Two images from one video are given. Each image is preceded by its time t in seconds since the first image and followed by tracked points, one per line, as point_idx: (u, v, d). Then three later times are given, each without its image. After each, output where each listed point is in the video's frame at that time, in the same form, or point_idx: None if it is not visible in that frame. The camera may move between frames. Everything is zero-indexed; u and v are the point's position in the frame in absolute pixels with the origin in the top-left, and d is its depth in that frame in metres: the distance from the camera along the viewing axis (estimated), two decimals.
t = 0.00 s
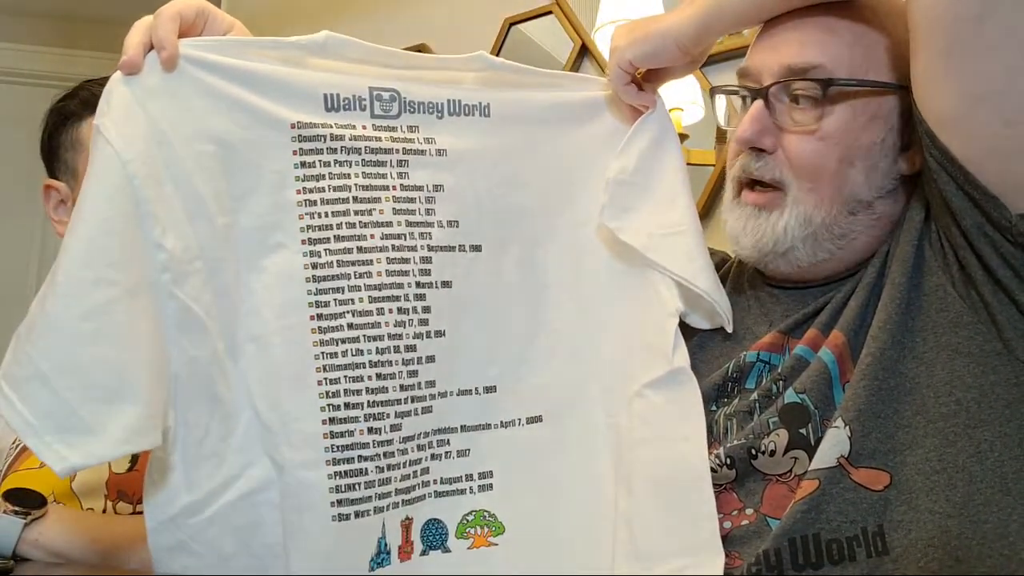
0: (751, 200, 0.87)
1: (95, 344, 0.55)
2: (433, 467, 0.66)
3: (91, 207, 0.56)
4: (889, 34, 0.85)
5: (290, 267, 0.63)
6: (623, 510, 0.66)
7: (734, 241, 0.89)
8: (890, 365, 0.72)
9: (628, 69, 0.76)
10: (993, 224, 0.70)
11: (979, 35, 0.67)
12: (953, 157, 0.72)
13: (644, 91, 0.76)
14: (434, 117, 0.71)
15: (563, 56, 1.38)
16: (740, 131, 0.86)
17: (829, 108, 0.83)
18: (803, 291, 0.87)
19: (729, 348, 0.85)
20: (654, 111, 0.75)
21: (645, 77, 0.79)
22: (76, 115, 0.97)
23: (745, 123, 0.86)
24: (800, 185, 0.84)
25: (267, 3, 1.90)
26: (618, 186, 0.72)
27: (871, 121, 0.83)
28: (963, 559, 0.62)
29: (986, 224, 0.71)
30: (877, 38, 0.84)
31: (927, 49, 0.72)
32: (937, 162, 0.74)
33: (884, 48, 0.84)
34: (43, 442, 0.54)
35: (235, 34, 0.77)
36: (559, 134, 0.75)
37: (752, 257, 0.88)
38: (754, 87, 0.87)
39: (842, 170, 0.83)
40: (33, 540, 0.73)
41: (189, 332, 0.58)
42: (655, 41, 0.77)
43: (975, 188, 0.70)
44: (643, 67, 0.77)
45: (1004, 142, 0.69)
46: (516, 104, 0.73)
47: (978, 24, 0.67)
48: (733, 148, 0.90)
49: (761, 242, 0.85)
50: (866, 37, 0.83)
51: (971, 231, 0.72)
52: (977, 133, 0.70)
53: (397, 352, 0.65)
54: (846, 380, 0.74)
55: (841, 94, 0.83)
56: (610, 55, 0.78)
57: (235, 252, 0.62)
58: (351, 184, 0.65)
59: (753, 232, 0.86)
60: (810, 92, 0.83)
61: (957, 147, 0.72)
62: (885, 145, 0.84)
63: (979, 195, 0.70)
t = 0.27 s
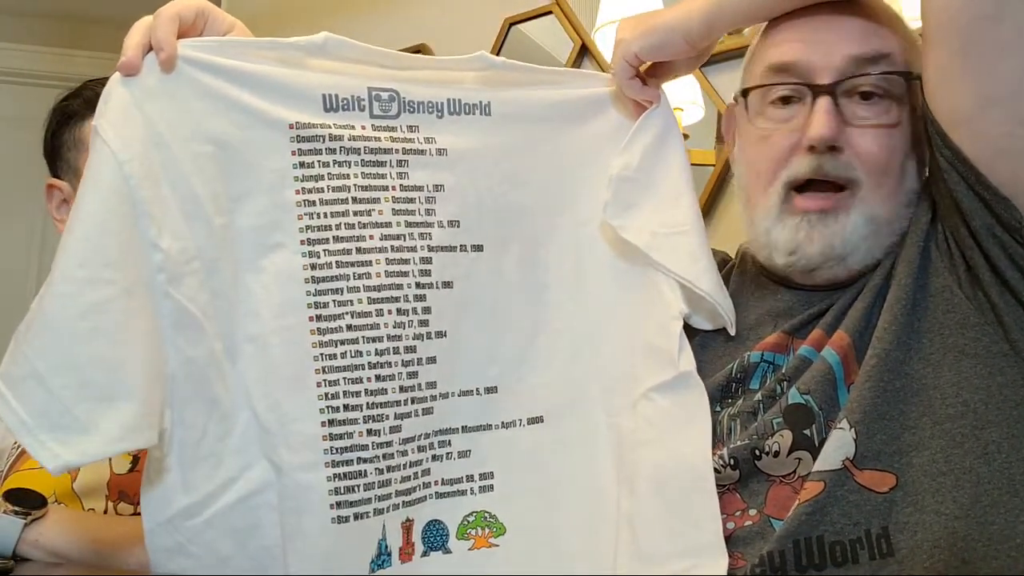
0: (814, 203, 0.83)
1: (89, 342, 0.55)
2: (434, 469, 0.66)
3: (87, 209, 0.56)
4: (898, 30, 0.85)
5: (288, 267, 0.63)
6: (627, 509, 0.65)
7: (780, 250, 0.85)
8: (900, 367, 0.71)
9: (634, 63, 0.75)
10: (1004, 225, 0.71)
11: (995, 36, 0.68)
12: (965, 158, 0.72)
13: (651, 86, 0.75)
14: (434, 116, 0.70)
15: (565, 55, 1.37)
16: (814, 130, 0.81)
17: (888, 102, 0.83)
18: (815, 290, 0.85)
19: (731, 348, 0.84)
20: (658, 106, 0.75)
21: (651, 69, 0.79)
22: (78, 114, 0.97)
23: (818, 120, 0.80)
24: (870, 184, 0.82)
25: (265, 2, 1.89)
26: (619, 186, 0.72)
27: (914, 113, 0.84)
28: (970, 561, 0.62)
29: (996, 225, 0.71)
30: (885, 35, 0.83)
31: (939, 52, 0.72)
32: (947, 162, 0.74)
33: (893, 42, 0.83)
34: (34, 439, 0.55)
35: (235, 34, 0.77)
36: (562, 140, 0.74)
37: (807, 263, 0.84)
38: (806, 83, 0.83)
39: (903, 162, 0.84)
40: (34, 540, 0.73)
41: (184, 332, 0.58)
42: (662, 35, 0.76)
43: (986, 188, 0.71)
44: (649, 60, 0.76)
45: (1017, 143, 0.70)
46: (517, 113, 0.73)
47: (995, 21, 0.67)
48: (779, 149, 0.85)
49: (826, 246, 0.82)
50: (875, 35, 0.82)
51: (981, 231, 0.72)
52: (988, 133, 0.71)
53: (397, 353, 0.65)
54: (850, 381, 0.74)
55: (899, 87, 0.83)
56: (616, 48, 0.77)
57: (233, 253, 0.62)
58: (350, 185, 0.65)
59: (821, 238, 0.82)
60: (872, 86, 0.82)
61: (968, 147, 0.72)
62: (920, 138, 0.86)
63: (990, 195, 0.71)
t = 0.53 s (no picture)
0: (824, 206, 0.83)
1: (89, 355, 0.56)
2: (440, 470, 0.66)
3: (89, 220, 0.57)
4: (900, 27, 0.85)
5: (289, 274, 0.63)
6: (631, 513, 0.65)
7: (789, 252, 0.85)
8: (900, 369, 0.72)
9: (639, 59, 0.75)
10: (1008, 228, 0.71)
11: (1003, 36, 0.67)
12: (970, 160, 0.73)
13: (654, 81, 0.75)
14: (434, 119, 0.70)
15: (565, 54, 1.37)
16: (825, 136, 0.80)
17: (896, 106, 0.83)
18: (818, 290, 0.86)
19: (732, 348, 0.84)
20: (663, 103, 0.74)
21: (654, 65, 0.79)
22: (81, 115, 0.97)
23: (828, 125, 0.80)
24: (879, 187, 0.82)
25: (265, 2, 1.90)
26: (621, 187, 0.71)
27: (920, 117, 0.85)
28: (969, 562, 0.62)
29: (1000, 227, 0.71)
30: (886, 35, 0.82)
31: (947, 53, 0.72)
32: (952, 164, 0.75)
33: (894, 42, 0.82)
34: (35, 452, 0.55)
35: (231, 44, 0.77)
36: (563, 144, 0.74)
37: (815, 262, 0.84)
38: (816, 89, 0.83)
39: (910, 165, 0.84)
40: (34, 540, 0.73)
41: (185, 341, 0.59)
42: (668, 30, 0.77)
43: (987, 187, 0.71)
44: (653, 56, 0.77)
45: None
46: (517, 108, 0.73)
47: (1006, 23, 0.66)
48: (787, 152, 0.85)
49: (836, 247, 0.82)
50: (877, 37, 0.81)
51: (985, 233, 0.72)
52: (996, 135, 0.71)
53: (400, 356, 0.64)
54: (850, 383, 0.74)
55: (907, 92, 0.83)
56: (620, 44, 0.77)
57: (234, 260, 0.62)
58: (349, 190, 0.65)
59: (831, 237, 0.82)
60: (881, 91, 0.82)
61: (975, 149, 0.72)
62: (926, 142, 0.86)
63: (993, 196, 0.71)
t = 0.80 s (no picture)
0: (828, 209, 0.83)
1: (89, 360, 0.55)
2: (439, 472, 0.66)
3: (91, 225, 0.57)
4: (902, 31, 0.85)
5: (289, 277, 0.63)
6: (630, 515, 0.65)
7: (792, 254, 0.85)
8: (901, 372, 0.72)
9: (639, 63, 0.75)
10: (1007, 229, 0.70)
11: (1003, 36, 0.67)
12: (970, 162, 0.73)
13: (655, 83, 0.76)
14: (433, 121, 0.71)
15: (565, 55, 1.37)
16: (832, 140, 0.80)
17: (904, 113, 0.83)
18: (818, 290, 0.86)
19: (730, 350, 0.84)
20: (663, 104, 0.75)
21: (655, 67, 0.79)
22: (83, 115, 0.98)
23: (835, 130, 0.80)
24: (884, 192, 0.82)
25: (265, 3, 1.90)
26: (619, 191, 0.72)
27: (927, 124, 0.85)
28: (967, 563, 0.62)
29: (998, 229, 0.71)
30: (886, 38, 0.82)
31: (947, 53, 0.72)
32: (952, 165, 0.75)
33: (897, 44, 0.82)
34: (34, 456, 0.55)
35: (231, 48, 0.77)
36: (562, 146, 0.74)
37: (818, 265, 0.84)
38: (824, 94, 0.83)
39: (916, 171, 0.84)
40: (34, 540, 0.72)
41: (186, 345, 0.59)
42: (669, 32, 0.77)
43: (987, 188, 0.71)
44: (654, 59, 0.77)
45: None
46: (518, 108, 0.73)
47: (1006, 23, 0.66)
48: (792, 156, 0.85)
49: (840, 250, 0.82)
50: (878, 40, 0.82)
51: (983, 234, 0.72)
52: (997, 136, 0.70)
53: (400, 357, 0.64)
54: (848, 384, 0.74)
55: (913, 99, 0.82)
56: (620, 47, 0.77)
57: (234, 262, 0.62)
58: (348, 193, 0.65)
59: (835, 240, 0.82)
60: (890, 97, 0.82)
61: (975, 149, 0.72)
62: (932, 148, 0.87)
63: (992, 197, 0.71)
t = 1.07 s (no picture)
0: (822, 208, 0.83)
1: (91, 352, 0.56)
2: (439, 468, 0.66)
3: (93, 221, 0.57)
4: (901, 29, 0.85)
5: (286, 274, 0.62)
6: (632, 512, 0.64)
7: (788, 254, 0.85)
8: (900, 372, 0.71)
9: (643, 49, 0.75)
10: (1013, 233, 0.71)
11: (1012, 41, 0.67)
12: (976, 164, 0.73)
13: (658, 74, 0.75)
14: (430, 118, 0.70)
15: (565, 53, 1.37)
16: (825, 139, 0.80)
17: (897, 112, 0.83)
18: (820, 291, 0.86)
19: (730, 349, 0.84)
20: (665, 95, 0.74)
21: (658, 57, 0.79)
22: (86, 115, 0.97)
23: (828, 129, 0.80)
24: (880, 191, 0.82)
25: (265, 2, 1.90)
26: (624, 184, 0.71)
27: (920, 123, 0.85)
28: (968, 568, 0.62)
29: (1004, 233, 0.71)
30: (887, 38, 0.82)
31: (956, 56, 0.72)
32: (958, 168, 0.75)
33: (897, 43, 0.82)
34: (36, 445, 0.55)
35: (230, 50, 0.77)
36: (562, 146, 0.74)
37: (813, 265, 0.84)
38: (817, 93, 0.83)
39: (910, 169, 0.84)
40: (34, 540, 0.72)
41: (183, 339, 0.59)
42: (674, 20, 0.76)
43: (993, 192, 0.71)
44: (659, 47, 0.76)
45: None
46: (517, 106, 0.73)
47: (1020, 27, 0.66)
48: (785, 155, 0.84)
49: (835, 249, 0.82)
50: (878, 40, 0.81)
51: (989, 239, 0.72)
52: (1004, 138, 0.71)
53: (399, 354, 0.64)
54: (850, 386, 0.74)
55: (908, 98, 0.83)
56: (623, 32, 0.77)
57: (232, 260, 0.62)
58: (346, 190, 0.64)
59: (830, 239, 0.82)
60: (882, 96, 0.82)
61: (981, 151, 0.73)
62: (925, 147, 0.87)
63: (999, 202, 0.71)
